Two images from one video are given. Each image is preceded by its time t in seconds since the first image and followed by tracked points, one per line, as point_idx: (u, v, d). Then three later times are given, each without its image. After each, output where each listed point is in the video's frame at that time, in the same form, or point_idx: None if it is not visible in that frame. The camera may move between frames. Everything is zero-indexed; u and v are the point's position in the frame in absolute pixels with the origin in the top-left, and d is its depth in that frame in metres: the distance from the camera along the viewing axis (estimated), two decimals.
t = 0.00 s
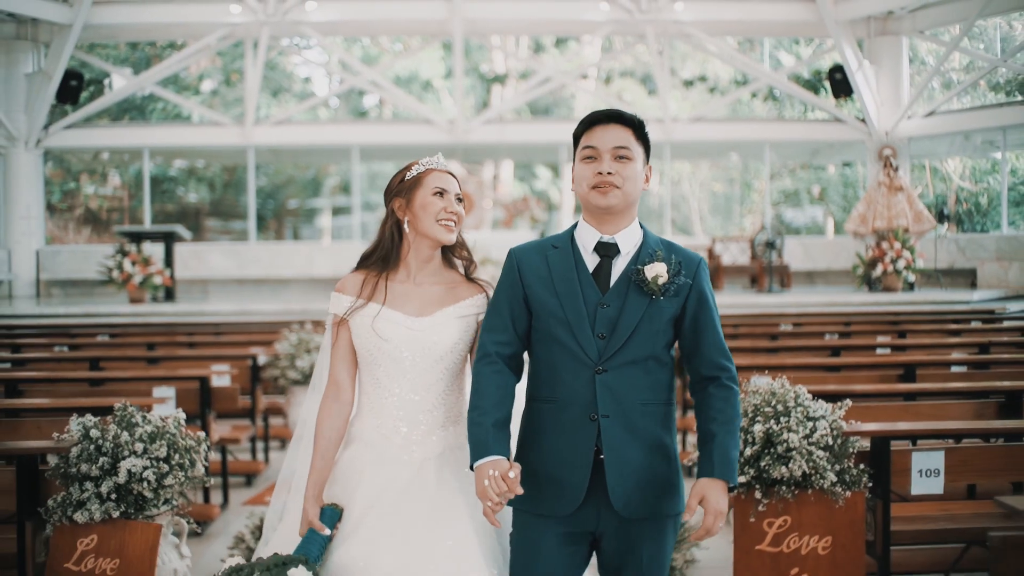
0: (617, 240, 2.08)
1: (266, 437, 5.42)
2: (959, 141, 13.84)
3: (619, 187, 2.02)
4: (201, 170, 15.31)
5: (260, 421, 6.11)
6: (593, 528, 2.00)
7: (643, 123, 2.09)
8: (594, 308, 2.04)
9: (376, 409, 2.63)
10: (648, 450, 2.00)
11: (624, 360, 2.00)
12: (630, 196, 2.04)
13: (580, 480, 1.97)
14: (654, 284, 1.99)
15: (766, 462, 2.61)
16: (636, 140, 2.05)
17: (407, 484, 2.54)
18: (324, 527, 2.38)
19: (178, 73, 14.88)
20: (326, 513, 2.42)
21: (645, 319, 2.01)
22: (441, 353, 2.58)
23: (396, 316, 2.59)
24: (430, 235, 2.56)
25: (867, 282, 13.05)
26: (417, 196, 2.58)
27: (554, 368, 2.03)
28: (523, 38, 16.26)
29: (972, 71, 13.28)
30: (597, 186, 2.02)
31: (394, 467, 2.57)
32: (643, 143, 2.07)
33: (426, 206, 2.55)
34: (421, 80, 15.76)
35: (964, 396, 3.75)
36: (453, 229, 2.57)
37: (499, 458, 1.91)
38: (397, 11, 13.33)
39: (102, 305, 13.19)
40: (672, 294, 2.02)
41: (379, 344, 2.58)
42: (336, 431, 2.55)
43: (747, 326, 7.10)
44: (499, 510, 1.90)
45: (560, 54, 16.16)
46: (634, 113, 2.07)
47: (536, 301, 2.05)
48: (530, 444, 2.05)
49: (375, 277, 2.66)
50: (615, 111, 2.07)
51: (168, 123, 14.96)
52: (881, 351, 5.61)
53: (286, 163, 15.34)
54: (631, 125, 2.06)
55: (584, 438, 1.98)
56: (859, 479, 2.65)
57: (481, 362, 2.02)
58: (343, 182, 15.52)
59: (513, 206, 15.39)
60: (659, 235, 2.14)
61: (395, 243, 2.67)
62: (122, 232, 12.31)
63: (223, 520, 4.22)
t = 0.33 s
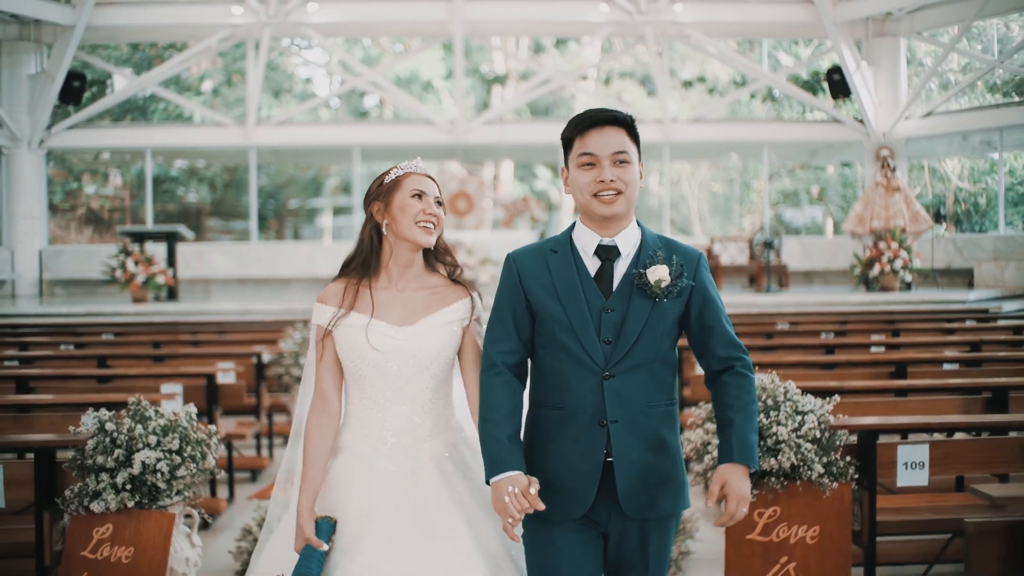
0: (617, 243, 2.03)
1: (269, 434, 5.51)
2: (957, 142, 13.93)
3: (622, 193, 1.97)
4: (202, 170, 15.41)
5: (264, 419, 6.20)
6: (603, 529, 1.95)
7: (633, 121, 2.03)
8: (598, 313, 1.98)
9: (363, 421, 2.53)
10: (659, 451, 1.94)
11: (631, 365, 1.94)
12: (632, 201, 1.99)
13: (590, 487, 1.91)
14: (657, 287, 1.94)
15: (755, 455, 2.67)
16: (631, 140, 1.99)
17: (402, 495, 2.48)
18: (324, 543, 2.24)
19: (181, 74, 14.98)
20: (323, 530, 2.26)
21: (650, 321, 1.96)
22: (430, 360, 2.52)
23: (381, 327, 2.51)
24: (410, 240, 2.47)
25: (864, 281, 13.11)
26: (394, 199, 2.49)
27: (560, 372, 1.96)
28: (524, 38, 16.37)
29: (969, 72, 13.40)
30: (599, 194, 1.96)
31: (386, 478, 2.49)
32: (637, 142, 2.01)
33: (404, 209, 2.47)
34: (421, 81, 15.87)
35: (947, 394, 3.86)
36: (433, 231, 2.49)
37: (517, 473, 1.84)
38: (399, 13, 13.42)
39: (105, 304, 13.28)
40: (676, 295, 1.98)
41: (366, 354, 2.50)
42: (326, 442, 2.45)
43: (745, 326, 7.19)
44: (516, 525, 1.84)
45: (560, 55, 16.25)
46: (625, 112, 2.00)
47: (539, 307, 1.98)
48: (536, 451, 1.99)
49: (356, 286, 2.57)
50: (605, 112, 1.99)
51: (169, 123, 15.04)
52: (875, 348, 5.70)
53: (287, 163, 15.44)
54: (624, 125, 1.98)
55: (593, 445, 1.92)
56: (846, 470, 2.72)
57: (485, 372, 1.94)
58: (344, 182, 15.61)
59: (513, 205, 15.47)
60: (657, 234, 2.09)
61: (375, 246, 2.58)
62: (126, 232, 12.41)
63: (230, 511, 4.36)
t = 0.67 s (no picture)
0: (604, 240, 1.99)
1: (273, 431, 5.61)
2: (956, 142, 14.04)
3: (612, 191, 1.93)
4: (203, 171, 15.54)
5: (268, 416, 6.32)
6: (609, 538, 1.89)
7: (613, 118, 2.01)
8: (593, 313, 1.94)
9: (329, 419, 2.43)
10: (662, 452, 1.91)
11: (628, 365, 1.90)
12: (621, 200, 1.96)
13: (596, 492, 1.86)
14: (652, 283, 1.90)
15: (746, 447, 2.76)
16: (614, 138, 1.97)
17: (373, 495, 2.39)
18: (291, 543, 2.21)
19: (184, 75, 15.10)
20: (292, 527, 2.26)
21: (646, 319, 1.92)
22: (397, 356, 2.43)
23: (341, 325, 2.41)
24: (371, 232, 2.38)
25: (862, 281, 13.23)
26: (359, 191, 2.40)
27: (556, 376, 1.91)
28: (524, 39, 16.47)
29: (967, 73, 13.49)
30: (587, 194, 1.92)
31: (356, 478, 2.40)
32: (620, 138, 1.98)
33: (368, 200, 2.38)
34: (422, 82, 15.97)
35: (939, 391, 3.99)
36: (397, 225, 2.40)
37: (506, 499, 1.86)
38: (401, 14, 13.50)
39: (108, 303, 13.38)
40: (670, 291, 1.94)
41: (330, 352, 2.40)
42: (293, 444, 2.38)
43: (742, 325, 7.27)
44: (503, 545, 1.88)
45: (560, 57, 16.33)
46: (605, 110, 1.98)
47: (530, 311, 1.93)
48: (533, 459, 1.94)
49: (316, 283, 2.47)
50: (586, 111, 1.97)
51: (172, 124, 15.15)
52: (870, 346, 5.82)
53: (289, 164, 15.60)
54: (605, 123, 1.96)
55: (595, 449, 1.88)
56: (832, 462, 2.83)
57: (479, 385, 1.90)
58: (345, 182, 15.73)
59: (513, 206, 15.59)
60: (642, 231, 2.05)
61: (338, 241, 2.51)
62: (130, 232, 12.51)
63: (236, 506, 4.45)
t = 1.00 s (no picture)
0: (589, 242, 2.06)
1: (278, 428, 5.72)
2: (953, 143, 14.16)
3: (574, 197, 2.00)
4: (205, 172, 15.68)
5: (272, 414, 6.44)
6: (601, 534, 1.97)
7: (591, 119, 2.03)
8: (577, 315, 2.02)
9: (327, 418, 2.53)
10: (647, 451, 1.98)
11: (610, 365, 1.98)
12: (588, 204, 2.01)
13: (581, 489, 1.94)
14: (635, 285, 1.98)
15: (734, 440, 2.88)
16: (583, 141, 2.00)
17: (370, 491, 2.48)
18: (282, 543, 2.32)
19: (187, 77, 15.23)
20: (287, 527, 2.36)
21: (629, 319, 2.00)
22: (391, 355, 2.53)
23: (337, 324, 2.51)
24: (364, 247, 2.47)
25: (859, 282, 13.35)
26: (350, 205, 2.47)
27: (542, 377, 2.00)
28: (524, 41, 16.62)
29: (964, 75, 13.62)
30: (549, 200, 2.01)
31: (354, 474, 2.48)
32: (589, 140, 2.02)
33: (359, 215, 2.45)
34: (423, 84, 16.10)
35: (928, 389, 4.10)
36: (387, 239, 2.47)
37: (485, 492, 1.97)
38: (402, 17, 13.61)
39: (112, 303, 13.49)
40: (653, 293, 2.02)
41: (326, 354, 2.50)
42: (291, 444, 2.49)
43: (740, 326, 7.37)
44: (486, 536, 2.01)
45: (560, 59, 16.44)
46: (577, 112, 2.01)
47: (516, 312, 2.03)
48: (524, 456, 2.03)
49: (312, 284, 2.58)
50: (559, 115, 2.02)
51: (174, 125, 15.26)
52: (862, 345, 5.97)
53: (291, 165, 15.73)
54: (571, 127, 2.01)
55: (579, 447, 1.96)
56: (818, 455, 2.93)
57: (466, 384, 2.00)
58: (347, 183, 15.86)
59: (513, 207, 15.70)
60: (631, 232, 2.13)
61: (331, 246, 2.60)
62: (134, 233, 12.62)
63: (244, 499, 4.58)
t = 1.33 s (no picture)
0: (584, 248, 2.18)
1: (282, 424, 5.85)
2: (951, 145, 14.29)
3: (567, 201, 2.10)
4: (207, 173, 15.82)
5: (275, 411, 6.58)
6: (594, 531, 2.09)
7: (586, 125, 2.13)
8: (572, 319, 2.14)
9: (348, 425, 2.51)
10: (640, 451, 2.09)
11: (602, 369, 2.09)
12: (581, 207, 2.12)
13: (573, 489, 2.07)
14: (627, 290, 2.09)
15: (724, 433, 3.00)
16: (577, 147, 2.11)
17: (388, 501, 2.45)
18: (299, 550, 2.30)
19: (189, 79, 15.36)
20: (303, 533, 2.34)
21: (622, 323, 2.11)
22: (416, 363, 2.51)
23: (365, 331, 2.50)
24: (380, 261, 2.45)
25: (856, 282, 13.49)
26: (364, 221, 2.47)
27: (537, 379, 2.12)
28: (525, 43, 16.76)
29: (962, 77, 13.75)
30: (543, 203, 2.12)
31: (373, 483, 2.46)
32: (584, 146, 2.12)
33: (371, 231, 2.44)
34: (425, 85, 16.24)
35: (916, 384, 4.23)
36: (402, 253, 2.45)
37: (494, 486, 2.04)
38: (405, 21, 13.73)
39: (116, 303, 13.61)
40: (646, 297, 2.13)
41: (350, 359, 2.49)
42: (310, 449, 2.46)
43: (736, 324, 7.51)
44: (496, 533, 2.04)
45: (560, 61, 16.57)
46: (572, 118, 2.12)
47: (514, 317, 2.14)
48: (522, 456, 2.14)
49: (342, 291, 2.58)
50: (557, 120, 2.13)
51: (176, 126, 15.39)
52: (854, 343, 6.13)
53: (292, 166, 15.85)
54: (565, 133, 2.11)
55: (574, 447, 2.08)
56: (805, 446, 3.05)
57: (471, 386, 2.11)
58: (348, 184, 16.00)
59: (514, 208, 15.83)
60: (627, 236, 2.24)
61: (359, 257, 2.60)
62: (139, 234, 12.74)
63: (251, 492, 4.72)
